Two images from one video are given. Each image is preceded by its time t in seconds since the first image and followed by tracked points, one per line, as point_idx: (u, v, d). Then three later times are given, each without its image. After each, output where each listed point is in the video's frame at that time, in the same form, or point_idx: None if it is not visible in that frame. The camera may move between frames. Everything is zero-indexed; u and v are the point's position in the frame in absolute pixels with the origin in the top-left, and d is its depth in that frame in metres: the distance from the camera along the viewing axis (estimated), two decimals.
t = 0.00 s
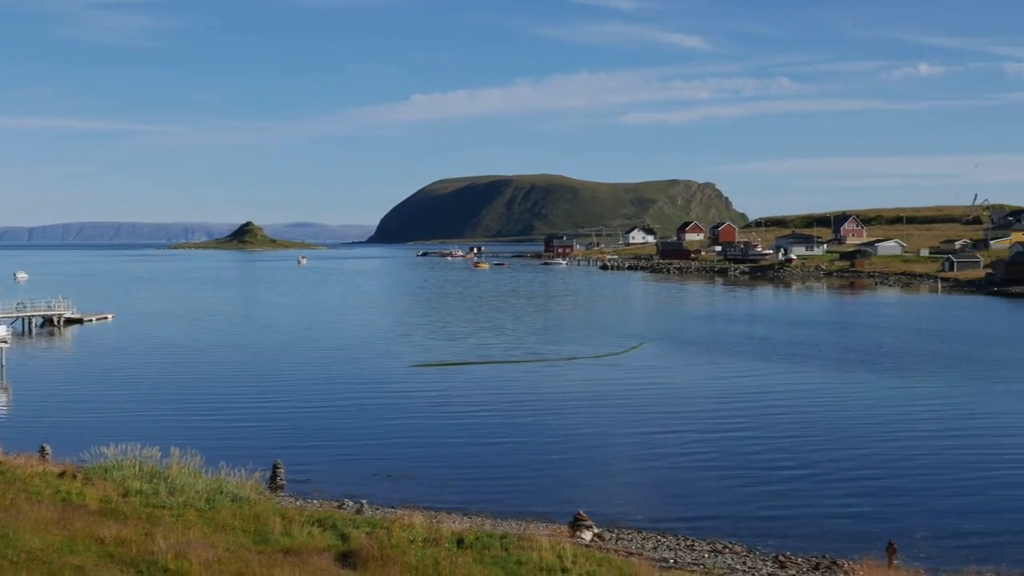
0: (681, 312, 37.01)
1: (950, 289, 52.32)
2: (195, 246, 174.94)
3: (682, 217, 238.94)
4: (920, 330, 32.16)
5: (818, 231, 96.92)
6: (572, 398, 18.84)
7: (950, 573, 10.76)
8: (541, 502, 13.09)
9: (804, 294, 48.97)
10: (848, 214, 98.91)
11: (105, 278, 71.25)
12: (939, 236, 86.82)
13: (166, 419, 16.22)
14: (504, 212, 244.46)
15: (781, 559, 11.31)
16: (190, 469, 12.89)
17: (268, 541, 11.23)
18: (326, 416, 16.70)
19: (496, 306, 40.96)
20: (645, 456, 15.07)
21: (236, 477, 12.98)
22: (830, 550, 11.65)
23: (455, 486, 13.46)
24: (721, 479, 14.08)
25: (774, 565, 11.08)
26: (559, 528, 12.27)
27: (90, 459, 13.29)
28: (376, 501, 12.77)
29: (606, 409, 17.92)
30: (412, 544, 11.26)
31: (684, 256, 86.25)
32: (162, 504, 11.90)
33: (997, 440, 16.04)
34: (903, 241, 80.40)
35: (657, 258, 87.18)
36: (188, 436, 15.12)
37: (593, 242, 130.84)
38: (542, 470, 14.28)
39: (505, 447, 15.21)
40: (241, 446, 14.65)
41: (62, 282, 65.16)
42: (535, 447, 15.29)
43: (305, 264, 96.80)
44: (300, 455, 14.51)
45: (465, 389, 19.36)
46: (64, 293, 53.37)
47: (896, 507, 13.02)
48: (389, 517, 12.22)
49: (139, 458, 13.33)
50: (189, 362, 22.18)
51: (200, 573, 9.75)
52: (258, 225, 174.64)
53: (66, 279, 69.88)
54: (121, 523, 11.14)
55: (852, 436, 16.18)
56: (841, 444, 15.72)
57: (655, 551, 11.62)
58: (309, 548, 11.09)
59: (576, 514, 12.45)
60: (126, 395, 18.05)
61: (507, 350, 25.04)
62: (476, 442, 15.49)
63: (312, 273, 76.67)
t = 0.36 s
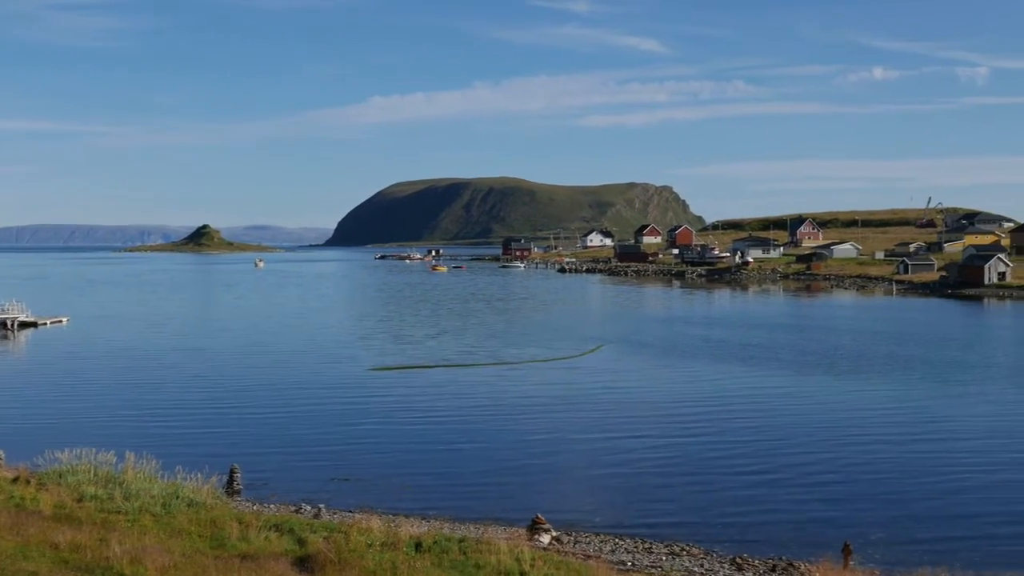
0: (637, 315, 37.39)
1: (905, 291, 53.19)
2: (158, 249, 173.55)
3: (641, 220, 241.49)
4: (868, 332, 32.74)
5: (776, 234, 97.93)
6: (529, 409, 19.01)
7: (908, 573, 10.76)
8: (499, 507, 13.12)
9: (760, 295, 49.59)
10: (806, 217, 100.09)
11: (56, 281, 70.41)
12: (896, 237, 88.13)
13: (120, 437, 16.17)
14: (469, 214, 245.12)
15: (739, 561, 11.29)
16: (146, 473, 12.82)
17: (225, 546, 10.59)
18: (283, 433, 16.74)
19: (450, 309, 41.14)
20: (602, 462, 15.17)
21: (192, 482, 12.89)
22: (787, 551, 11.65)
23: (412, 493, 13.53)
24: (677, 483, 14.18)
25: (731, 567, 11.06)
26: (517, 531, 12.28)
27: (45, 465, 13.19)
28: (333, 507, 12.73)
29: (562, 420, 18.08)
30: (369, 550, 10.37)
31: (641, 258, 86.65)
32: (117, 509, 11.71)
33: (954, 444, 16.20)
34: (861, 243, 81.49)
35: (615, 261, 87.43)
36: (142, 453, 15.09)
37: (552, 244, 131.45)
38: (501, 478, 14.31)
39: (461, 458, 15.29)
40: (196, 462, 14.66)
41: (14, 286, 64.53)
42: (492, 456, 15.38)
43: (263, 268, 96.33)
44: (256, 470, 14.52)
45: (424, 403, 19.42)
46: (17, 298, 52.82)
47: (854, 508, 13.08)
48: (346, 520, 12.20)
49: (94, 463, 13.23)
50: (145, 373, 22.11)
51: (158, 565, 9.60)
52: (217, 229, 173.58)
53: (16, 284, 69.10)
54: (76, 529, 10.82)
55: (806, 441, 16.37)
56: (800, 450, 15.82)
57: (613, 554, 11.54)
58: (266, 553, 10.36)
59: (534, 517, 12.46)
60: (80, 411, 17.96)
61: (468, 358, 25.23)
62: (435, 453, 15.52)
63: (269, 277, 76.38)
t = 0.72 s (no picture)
0: (591, 320, 37.57)
1: (860, 297, 54.09)
2: (110, 253, 171.00)
3: (598, 225, 243.08)
4: (822, 337, 33.31)
5: (731, 240, 99.05)
6: (489, 415, 19.06)
7: None
8: (458, 514, 13.14)
9: (717, 301, 50.14)
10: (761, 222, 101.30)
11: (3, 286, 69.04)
12: (849, 243, 89.61)
13: (73, 444, 15.94)
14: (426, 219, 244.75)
15: (694, 566, 11.39)
16: (100, 479, 12.64)
17: (180, 552, 10.47)
18: (239, 439, 16.60)
19: (407, 315, 41.00)
20: (560, 468, 15.25)
21: (148, 488, 12.74)
22: (743, 555, 11.78)
23: (370, 500, 13.50)
24: (635, 488, 14.31)
25: (687, 571, 11.18)
26: (475, 536, 12.31)
27: None
28: (292, 514, 12.69)
29: (521, 426, 18.16)
30: (326, 555, 10.33)
31: (598, 263, 87.13)
32: (71, 516, 11.50)
33: (909, 448, 16.47)
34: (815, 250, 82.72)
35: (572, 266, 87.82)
36: (94, 459, 14.89)
37: (510, 250, 131.68)
38: (460, 485, 14.31)
39: (420, 464, 15.30)
40: (152, 470, 14.50)
41: None
42: (451, 463, 15.39)
43: (218, 273, 95.29)
44: (212, 477, 14.40)
45: (383, 410, 19.35)
46: None
47: (809, 511, 13.26)
48: (303, 527, 12.15)
49: (46, 470, 13.02)
50: (97, 379, 21.80)
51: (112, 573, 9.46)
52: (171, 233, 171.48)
53: None
54: (29, 537, 10.63)
55: (762, 447, 16.60)
56: (757, 455, 16.00)
57: (570, 559, 11.61)
58: (222, 559, 10.26)
59: (492, 522, 12.50)
60: (32, 418, 17.68)
61: (429, 364, 25.23)
62: (394, 460, 15.48)
63: (223, 282, 75.71)
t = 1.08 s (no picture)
0: (546, 322, 37.63)
1: (813, 296, 54.87)
2: (57, 257, 167.47)
3: (553, 226, 243.88)
4: (775, 337, 33.74)
5: (685, 241, 99.94)
6: (445, 419, 19.05)
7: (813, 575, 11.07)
8: (414, 518, 13.12)
9: (671, 302, 50.52)
10: (714, 223, 102.34)
11: None
12: (801, 244, 90.87)
13: (20, 452, 15.62)
14: (382, 222, 243.59)
15: (650, 566, 11.48)
16: (51, 486, 12.40)
17: (133, 559, 10.31)
18: (193, 445, 16.40)
19: (361, 318, 40.73)
20: (516, 472, 15.28)
21: (100, 495, 12.53)
22: (699, 555, 11.89)
23: (326, 506, 13.43)
24: (591, 490, 14.40)
25: (643, 571, 11.27)
26: (432, 540, 12.30)
27: None
28: (247, 520, 12.58)
29: (477, 430, 18.17)
30: (282, 560, 10.26)
31: (553, 265, 87.35)
32: (21, 523, 11.27)
33: (858, 447, 16.77)
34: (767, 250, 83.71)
35: (527, 268, 87.99)
36: (43, 468, 14.60)
37: (465, 252, 131.51)
38: (418, 491, 14.27)
39: (377, 469, 15.25)
40: (104, 477, 14.27)
41: None
42: (407, 468, 15.36)
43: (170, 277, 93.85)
44: (165, 484, 14.21)
45: (340, 415, 19.21)
46: None
47: (765, 511, 13.41)
48: (258, 532, 12.05)
49: None
50: (44, 386, 21.36)
51: None
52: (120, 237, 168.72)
53: None
54: None
55: (715, 448, 16.78)
56: (713, 457, 16.15)
57: (526, 561, 11.65)
58: (176, 565, 10.13)
59: (448, 525, 12.50)
60: None
61: (385, 367, 25.11)
62: (352, 466, 15.39)
63: (172, 287, 74.56)
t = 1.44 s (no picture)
0: (508, 326, 37.75)
1: (773, 299, 55.50)
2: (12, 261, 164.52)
3: (516, 230, 244.30)
4: (737, 340, 34.10)
5: (646, 244, 100.60)
6: (409, 424, 19.05)
7: None
8: (376, 523, 13.11)
9: (633, 305, 50.87)
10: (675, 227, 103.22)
11: None
12: (762, 247, 91.81)
13: None
14: (344, 225, 242.40)
15: (610, 567, 11.59)
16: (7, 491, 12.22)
17: (91, 564, 10.19)
18: (153, 450, 16.26)
19: (323, 321, 40.57)
20: (478, 477, 15.33)
21: (57, 500, 12.38)
22: (659, 557, 12.00)
23: (287, 511, 13.39)
24: (553, 495, 14.48)
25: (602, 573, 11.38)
26: (393, 543, 12.32)
27: None
28: (207, 525, 12.50)
29: (441, 435, 18.19)
30: (242, 564, 10.22)
31: (515, 268, 87.54)
32: None
33: (817, 450, 17.05)
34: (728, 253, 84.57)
35: (490, 271, 88.09)
36: None
37: (427, 255, 131.39)
38: (380, 496, 14.27)
39: (339, 474, 15.23)
40: (62, 483, 14.11)
41: None
42: (369, 473, 15.36)
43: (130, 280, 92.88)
44: (124, 490, 14.08)
45: (303, 419, 19.13)
46: None
47: (725, 514, 13.56)
48: (217, 537, 11.98)
49: None
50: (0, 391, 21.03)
51: None
52: (79, 240, 166.34)
53: None
54: None
55: (676, 451, 16.96)
56: (675, 461, 16.30)
57: (487, 564, 11.71)
58: (135, 570, 10.04)
59: (409, 528, 12.53)
60: None
61: (348, 371, 25.03)
62: (313, 471, 15.33)
63: (131, 290, 73.59)
